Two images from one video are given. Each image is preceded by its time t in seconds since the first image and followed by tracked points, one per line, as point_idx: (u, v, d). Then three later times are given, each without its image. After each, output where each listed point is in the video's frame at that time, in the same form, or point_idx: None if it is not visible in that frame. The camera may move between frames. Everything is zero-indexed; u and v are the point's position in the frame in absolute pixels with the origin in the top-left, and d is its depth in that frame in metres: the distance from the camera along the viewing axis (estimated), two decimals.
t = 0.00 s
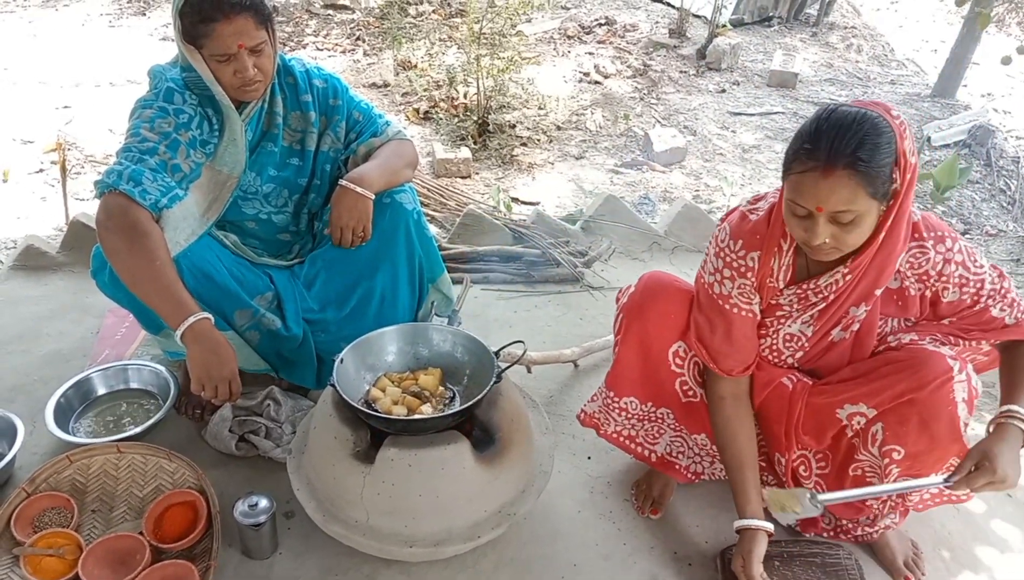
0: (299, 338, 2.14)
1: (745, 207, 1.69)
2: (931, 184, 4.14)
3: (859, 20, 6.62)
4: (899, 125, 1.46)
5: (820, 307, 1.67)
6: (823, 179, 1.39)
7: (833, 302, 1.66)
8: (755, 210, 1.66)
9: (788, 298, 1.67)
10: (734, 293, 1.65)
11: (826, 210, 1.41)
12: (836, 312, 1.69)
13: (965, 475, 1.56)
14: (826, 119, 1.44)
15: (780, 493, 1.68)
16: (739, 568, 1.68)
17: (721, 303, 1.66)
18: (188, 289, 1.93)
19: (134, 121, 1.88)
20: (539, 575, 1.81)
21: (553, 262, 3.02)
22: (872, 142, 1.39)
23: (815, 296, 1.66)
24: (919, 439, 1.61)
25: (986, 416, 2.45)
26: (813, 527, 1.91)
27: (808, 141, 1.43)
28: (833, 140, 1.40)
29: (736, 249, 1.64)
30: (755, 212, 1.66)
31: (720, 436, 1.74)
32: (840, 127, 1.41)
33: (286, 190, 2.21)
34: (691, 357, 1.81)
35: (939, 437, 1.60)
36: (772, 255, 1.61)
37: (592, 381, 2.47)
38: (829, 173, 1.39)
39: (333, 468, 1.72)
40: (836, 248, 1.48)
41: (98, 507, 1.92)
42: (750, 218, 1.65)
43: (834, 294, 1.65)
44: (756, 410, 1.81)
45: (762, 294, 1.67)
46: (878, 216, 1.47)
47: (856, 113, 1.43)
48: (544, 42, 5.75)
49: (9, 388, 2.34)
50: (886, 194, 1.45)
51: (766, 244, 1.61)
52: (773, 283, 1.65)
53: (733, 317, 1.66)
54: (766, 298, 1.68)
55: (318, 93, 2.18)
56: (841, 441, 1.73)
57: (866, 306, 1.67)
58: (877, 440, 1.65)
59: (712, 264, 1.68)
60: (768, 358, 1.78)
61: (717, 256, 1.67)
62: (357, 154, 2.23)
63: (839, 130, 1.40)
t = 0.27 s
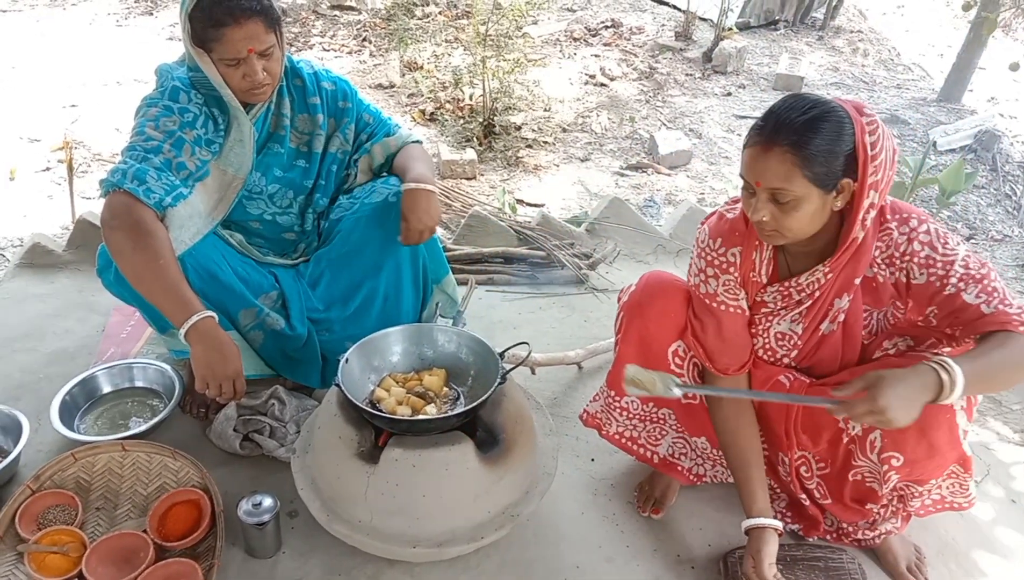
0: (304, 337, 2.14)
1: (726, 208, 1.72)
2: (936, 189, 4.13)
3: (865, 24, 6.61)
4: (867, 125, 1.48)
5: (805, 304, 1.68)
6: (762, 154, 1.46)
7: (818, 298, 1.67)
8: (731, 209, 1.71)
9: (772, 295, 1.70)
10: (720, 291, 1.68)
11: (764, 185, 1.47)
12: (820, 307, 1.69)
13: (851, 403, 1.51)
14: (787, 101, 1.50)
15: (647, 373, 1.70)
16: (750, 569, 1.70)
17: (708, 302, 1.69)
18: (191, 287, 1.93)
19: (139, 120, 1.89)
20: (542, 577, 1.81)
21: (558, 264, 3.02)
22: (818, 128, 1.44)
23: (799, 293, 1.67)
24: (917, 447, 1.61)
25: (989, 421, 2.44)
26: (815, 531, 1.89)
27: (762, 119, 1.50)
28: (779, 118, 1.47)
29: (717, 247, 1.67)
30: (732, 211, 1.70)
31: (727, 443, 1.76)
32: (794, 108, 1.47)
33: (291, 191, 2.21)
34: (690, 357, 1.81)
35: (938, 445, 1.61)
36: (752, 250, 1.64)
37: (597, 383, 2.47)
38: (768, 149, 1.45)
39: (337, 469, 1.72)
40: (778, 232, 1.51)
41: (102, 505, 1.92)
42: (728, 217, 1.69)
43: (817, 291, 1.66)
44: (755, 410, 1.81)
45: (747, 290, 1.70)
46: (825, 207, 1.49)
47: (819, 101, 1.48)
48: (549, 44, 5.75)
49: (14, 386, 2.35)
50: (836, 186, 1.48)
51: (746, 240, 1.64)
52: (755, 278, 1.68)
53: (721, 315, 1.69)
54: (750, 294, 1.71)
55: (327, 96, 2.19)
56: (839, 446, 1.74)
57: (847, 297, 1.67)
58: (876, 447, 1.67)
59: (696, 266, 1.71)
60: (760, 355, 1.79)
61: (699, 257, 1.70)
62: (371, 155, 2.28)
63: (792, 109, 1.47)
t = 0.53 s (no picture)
0: (308, 336, 2.15)
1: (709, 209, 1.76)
2: (940, 190, 4.12)
3: (870, 25, 6.60)
4: (841, 121, 1.49)
5: (789, 300, 1.70)
6: (732, 140, 1.47)
7: (801, 292, 1.69)
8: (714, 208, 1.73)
9: (758, 292, 1.72)
10: (708, 288, 1.72)
11: (732, 171, 1.48)
12: (802, 302, 1.70)
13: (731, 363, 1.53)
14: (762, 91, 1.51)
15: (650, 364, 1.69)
16: (762, 567, 1.70)
17: (700, 300, 1.74)
18: (193, 284, 1.93)
19: (145, 119, 1.89)
20: (545, 577, 1.81)
21: (562, 265, 3.03)
22: (789, 116, 1.44)
23: (783, 291, 1.69)
24: (917, 451, 1.63)
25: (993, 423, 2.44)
26: (814, 531, 1.89)
27: (737, 108, 1.51)
28: (750, 107, 1.48)
29: (701, 246, 1.71)
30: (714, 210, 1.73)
31: (732, 442, 1.77)
32: (767, 97, 1.48)
33: (296, 192, 2.22)
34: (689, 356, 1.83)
35: (937, 449, 1.63)
36: (735, 247, 1.68)
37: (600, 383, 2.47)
38: (738, 137, 1.46)
39: (341, 467, 1.72)
40: (746, 221, 1.53)
41: (106, 503, 1.92)
42: (711, 216, 1.72)
43: (800, 287, 1.68)
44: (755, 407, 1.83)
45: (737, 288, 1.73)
46: (792, 199, 1.49)
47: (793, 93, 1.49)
48: (554, 44, 5.75)
49: (18, 384, 2.35)
50: (804, 178, 1.48)
51: (729, 238, 1.67)
52: (740, 275, 1.71)
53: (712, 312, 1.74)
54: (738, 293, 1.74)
55: (334, 99, 2.20)
56: (838, 449, 1.75)
57: (822, 288, 1.65)
58: (875, 450, 1.68)
59: (686, 265, 1.75)
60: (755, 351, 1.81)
61: (687, 257, 1.74)
62: (377, 158, 2.30)
63: (765, 99, 1.48)
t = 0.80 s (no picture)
0: (310, 335, 2.14)
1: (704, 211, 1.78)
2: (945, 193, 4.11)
3: (876, 27, 6.59)
4: (830, 124, 1.47)
5: (776, 303, 1.69)
6: (720, 140, 1.47)
7: (790, 293, 1.67)
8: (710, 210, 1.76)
9: (750, 293, 1.72)
10: (703, 289, 1.76)
11: (720, 172, 1.47)
12: (790, 303, 1.68)
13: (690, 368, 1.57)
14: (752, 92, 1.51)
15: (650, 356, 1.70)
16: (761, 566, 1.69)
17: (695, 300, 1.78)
18: (196, 281, 1.94)
19: (154, 117, 1.89)
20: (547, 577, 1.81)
21: (566, 265, 3.02)
22: (775, 117, 1.43)
23: (773, 293, 1.68)
24: (914, 455, 1.62)
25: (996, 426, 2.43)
26: (816, 533, 1.88)
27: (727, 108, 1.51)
28: (740, 107, 1.47)
29: (694, 247, 1.73)
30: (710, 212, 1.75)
31: (731, 440, 1.77)
32: (756, 97, 1.47)
33: (302, 193, 2.22)
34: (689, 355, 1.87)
35: (935, 454, 1.61)
36: (728, 247, 1.69)
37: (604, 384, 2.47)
38: (726, 137, 1.46)
39: (344, 467, 1.72)
40: (733, 220, 1.53)
41: (109, 501, 1.93)
42: (705, 218, 1.75)
43: (787, 288, 1.66)
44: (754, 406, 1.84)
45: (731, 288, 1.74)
46: (779, 199, 1.48)
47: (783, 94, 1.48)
48: (559, 45, 5.75)
49: (22, 381, 2.35)
50: (791, 179, 1.47)
51: (722, 239, 1.69)
52: (734, 276, 1.72)
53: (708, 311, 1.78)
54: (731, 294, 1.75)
55: (343, 102, 2.20)
56: (836, 450, 1.75)
57: (807, 289, 1.62)
58: (873, 453, 1.67)
59: (681, 266, 1.78)
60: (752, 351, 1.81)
61: (682, 258, 1.77)
62: (384, 162, 2.31)
63: (754, 99, 1.47)
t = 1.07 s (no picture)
0: (312, 340, 2.13)
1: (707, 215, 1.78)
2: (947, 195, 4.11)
3: (877, 29, 6.59)
4: (833, 129, 1.48)
5: (778, 307, 1.69)
6: (722, 145, 1.47)
7: (791, 298, 1.67)
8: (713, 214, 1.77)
9: (752, 298, 1.72)
10: (705, 292, 1.75)
11: (722, 177, 1.48)
12: (790, 308, 1.67)
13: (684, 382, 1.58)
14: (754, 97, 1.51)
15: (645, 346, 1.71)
16: (761, 568, 1.70)
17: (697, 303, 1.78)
18: (197, 286, 1.94)
19: (157, 123, 1.90)
20: None
21: (568, 269, 3.03)
22: (778, 123, 1.43)
23: (774, 299, 1.68)
24: (915, 459, 1.63)
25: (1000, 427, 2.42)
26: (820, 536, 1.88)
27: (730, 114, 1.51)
28: (742, 111, 1.48)
29: (697, 251, 1.74)
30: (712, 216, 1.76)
31: (732, 441, 1.77)
32: (758, 102, 1.48)
33: (305, 199, 2.23)
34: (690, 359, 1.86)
35: (936, 458, 1.62)
36: (730, 251, 1.70)
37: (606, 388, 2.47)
38: (728, 141, 1.46)
39: (346, 471, 1.72)
40: (735, 225, 1.53)
41: (112, 506, 1.93)
42: (708, 222, 1.75)
43: (789, 293, 1.66)
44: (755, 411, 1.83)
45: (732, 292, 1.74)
46: (781, 205, 1.49)
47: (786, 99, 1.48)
48: (560, 48, 5.76)
49: (26, 386, 2.36)
50: (793, 185, 1.47)
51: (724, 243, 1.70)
52: (736, 280, 1.72)
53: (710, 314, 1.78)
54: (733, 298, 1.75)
55: (346, 108, 2.21)
56: (837, 455, 1.75)
57: (807, 294, 1.62)
58: (874, 457, 1.68)
59: (683, 269, 1.78)
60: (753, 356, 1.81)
61: (684, 261, 1.77)
62: (386, 168, 2.31)
63: (756, 104, 1.48)
